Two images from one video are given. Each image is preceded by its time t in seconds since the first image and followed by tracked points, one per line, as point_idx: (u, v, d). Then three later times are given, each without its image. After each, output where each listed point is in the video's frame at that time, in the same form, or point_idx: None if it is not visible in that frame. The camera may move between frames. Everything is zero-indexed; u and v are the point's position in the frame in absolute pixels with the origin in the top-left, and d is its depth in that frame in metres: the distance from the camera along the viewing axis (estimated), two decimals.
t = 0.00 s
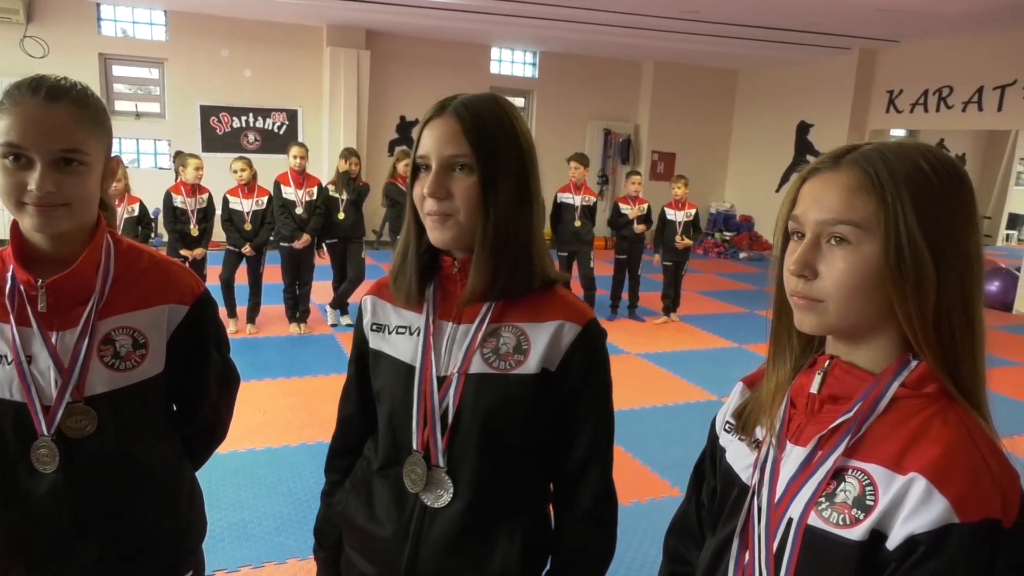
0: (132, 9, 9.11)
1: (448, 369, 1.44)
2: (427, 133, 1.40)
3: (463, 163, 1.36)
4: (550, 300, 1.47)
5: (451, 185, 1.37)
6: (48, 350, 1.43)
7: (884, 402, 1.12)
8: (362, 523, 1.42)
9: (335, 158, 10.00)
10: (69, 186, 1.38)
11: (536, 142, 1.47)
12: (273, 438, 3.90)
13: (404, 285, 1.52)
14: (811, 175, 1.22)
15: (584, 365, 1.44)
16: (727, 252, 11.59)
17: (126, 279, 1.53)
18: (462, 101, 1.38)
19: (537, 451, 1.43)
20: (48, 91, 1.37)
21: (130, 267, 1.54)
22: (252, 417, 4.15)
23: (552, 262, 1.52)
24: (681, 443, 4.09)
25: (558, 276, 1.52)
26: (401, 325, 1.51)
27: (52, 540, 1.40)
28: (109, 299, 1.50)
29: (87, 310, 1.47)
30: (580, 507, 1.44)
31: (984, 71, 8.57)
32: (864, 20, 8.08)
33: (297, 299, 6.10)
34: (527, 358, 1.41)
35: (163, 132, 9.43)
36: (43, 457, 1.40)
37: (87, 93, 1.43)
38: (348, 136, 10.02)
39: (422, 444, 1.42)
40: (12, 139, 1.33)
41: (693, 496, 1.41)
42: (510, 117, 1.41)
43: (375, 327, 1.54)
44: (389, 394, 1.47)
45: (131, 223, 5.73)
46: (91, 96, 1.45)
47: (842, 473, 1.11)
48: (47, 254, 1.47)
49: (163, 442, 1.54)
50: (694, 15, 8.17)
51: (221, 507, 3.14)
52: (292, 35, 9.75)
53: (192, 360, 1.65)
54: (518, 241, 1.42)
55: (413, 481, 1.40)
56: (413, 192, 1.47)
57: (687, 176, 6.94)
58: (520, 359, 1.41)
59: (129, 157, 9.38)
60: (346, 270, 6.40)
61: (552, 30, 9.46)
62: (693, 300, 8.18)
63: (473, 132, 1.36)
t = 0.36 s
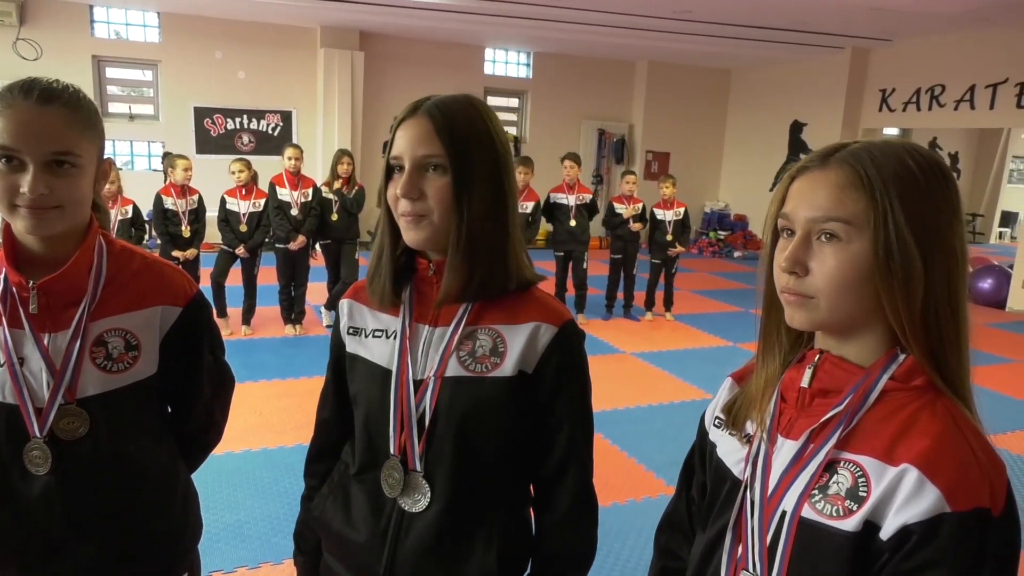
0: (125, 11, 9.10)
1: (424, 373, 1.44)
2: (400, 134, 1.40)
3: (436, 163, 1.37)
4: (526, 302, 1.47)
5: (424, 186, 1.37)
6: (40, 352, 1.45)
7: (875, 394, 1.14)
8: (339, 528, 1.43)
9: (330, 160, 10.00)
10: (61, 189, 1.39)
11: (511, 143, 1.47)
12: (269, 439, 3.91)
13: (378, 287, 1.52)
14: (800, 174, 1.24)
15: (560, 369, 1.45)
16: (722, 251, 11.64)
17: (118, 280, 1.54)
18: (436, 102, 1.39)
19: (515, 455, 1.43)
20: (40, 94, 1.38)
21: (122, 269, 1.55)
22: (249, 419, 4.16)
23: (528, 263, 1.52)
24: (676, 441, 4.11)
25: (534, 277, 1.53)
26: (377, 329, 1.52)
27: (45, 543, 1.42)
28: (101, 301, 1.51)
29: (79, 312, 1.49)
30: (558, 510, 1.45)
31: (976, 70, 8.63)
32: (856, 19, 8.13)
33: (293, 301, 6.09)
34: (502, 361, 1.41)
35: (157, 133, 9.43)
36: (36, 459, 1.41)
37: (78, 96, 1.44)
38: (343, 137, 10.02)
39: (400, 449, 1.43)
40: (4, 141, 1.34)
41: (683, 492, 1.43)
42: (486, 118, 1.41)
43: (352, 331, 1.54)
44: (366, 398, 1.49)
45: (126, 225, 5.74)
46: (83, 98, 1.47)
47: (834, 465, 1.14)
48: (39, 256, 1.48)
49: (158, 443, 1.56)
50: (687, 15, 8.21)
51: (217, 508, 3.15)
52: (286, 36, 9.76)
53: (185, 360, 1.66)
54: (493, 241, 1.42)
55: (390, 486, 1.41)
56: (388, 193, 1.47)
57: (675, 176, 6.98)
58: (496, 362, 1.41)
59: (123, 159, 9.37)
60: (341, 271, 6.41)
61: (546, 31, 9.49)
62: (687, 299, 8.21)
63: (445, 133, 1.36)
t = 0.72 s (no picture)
0: (125, 14, 9.11)
1: (420, 375, 1.44)
2: (391, 135, 1.39)
3: (428, 164, 1.36)
4: (520, 303, 1.47)
5: (417, 186, 1.37)
6: (44, 355, 1.45)
7: (882, 388, 1.14)
8: (334, 535, 1.42)
9: (331, 160, 10.00)
10: (64, 192, 1.39)
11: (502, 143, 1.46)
12: (273, 440, 3.91)
13: (369, 291, 1.52)
14: (803, 171, 1.24)
15: (554, 367, 1.45)
16: (723, 249, 11.63)
17: (121, 282, 1.54)
18: (426, 103, 1.38)
19: (511, 457, 1.43)
20: (41, 97, 1.37)
21: (125, 270, 1.55)
22: (252, 420, 4.16)
23: (521, 263, 1.52)
24: (679, 439, 4.11)
25: (526, 277, 1.53)
26: (370, 332, 1.51)
27: (48, 546, 1.42)
28: (104, 303, 1.51)
29: (82, 314, 1.49)
30: (556, 510, 1.45)
31: (976, 65, 8.62)
32: (855, 15, 8.12)
33: (295, 301, 6.07)
34: (499, 362, 1.41)
35: (157, 136, 9.43)
36: (41, 461, 1.41)
37: (80, 98, 1.44)
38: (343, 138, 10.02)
39: (396, 452, 1.42)
40: (6, 145, 1.34)
41: (688, 488, 1.43)
42: (477, 118, 1.41)
43: (343, 333, 1.52)
44: (359, 402, 1.48)
45: (127, 228, 5.74)
46: (84, 100, 1.47)
47: (842, 459, 1.13)
48: (43, 259, 1.48)
49: (162, 445, 1.56)
50: (686, 13, 8.20)
51: (220, 509, 3.16)
52: (285, 38, 9.76)
53: (188, 361, 1.66)
54: (485, 241, 1.42)
55: (387, 490, 1.40)
56: (379, 195, 1.46)
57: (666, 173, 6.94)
58: (492, 363, 1.41)
59: (124, 162, 9.37)
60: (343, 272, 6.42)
61: (546, 30, 9.49)
62: (688, 298, 8.20)
63: (437, 133, 1.35)
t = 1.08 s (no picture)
0: (125, 15, 9.12)
1: (412, 379, 1.44)
2: (383, 136, 1.39)
3: (421, 166, 1.36)
4: (514, 305, 1.47)
5: (409, 188, 1.37)
6: (46, 355, 1.46)
7: (886, 389, 1.15)
8: (326, 539, 1.42)
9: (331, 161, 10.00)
10: (68, 194, 1.39)
11: (496, 144, 1.46)
12: (274, 440, 3.91)
13: (361, 295, 1.52)
14: (806, 171, 1.24)
15: (549, 370, 1.44)
16: (723, 248, 11.63)
17: (123, 283, 1.54)
18: (419, 104, 1.38)
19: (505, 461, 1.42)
20: (41, 100, 1.37)
21: (126, 271, 1.56)
22: (253, 421, 4.16)
23: (515, 265, 1.52)
24: (679, 438, 4.11)
25: (520, 279, 1.53)
26: (361, 335, 1.51)
27: (48, 546, 1.42)
28: (105, 304, 1.51)
29: (84, 315, 1.49)
30: (551, 513, 1.45)
31: (976, 63, 8.61)
32: (855, 14, 8.12)
33: (296, 302, 6.08)
34: (492, 365, 1.41)
35: (158, 137, 9.44)
36: (42, 461, 1.42)
37: (80, 100, 1.44)
38: (343, 138, 10.02)
39: (388, 457, 1.42)
40: (10, 149, 1.34)
41: (690, 489, 1.43)
42: (470, 119, 1.41)
43: (335, 337, 1.53)
44: (351, 406, 1.47)
45: (127, 229, 5.75)
46: (85, 102, 1.46)
47: (846, 461, 1.13)
48: (45, 260, 1.49)
49: (163, 446, 1.56)
50: (686, 12, 8.20)
51: (222, 509, 3.16)
52: (285, 39, 9.77)
53: (188, 363, 1.66)
54: (480, 242, 1.42)
55: (379, 495, 1.40)
56: (371, 197, 1.46)
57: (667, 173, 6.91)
58: (485, 366, 1.41)
59: (124, 163, 9.37)
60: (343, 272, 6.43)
61: (545, 30, 9.48)
62: (688, 297, 8.19)
63: (430, 135, 1.35)
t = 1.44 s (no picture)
0: (127, 15, 9.12)
1: (418, 379, 1.44)
2: (390, 136, 1.38)
3: (428, 168, 1.35)
4: (521, 305, 1.47)
5: (416, 189, 1.36)
6: (46, 353, 1.45)
7: (888, 393, 1.14)
8: (331, 541, 1.41)
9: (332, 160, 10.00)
10: (68, 193, 1.39)
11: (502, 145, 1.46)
12: (275, 440, 3.91)
13: (367, 295, 1.51)
14: (808, 173, 1.23)
15: (555, 370, 1.44)
16: (725, 249, 11.62)
17: (122, 281, 1.54)
18: (427, 103, 1.37)
19: (510, 461, 1.41)
20: (40, 100, 1.37)
21: (126, 269, 1.55)
22: (254, 421, 4.15)
23: (520, 265, 1.52)
24: (680, 438, 4.11)
25: (525, 280, 1.52)
26: (365, 335, 1.50)
27: (47, 545, 1.41)
28: (104, 302, 1.51)
29: (83, 313, 1.48)
30: (554, 514, 1.44)
31: (977, 64, 8.60)
32: (857, 15, 8.10)
33: (297, 302, 6.08)
34: (498, 366, 1.40)
35: (160, 137, 9.45)
36: (42, 458, 1.41)
37: (80, 99, 1.44)
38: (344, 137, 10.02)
39: (394, 457, 1.41)
40: (11, 149, 1.34)
41: (691, 493, 1.42)
42: (477, 119, 1.40)
43: (338, 336, 1.52)
44: (356, 406, 1.46)
45: (128, 229, 5.75)
46: (84, 101, 1.46)
47: (850, 465, 1.13)
48: (46, 259, 1.48)
49: (163, 444, 1.56)
50: (688, 12, 8.18)
51: (223, 509, 3.15)
52: (286, 38, 9.77)
53: (188, 362, 1.65)
54: (485, 244, 1.42)
55: (384, 496, 1.39)
56: (378, 198, 1.45)
57: (672, 170, 6.90)
58: (491, 367, 1.40)
59: (125, 162, 9.37)
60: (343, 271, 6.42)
61: (546, 30, 9.48)
62: (691, 298, 8.18)
63: (437, 137, 1.34)
